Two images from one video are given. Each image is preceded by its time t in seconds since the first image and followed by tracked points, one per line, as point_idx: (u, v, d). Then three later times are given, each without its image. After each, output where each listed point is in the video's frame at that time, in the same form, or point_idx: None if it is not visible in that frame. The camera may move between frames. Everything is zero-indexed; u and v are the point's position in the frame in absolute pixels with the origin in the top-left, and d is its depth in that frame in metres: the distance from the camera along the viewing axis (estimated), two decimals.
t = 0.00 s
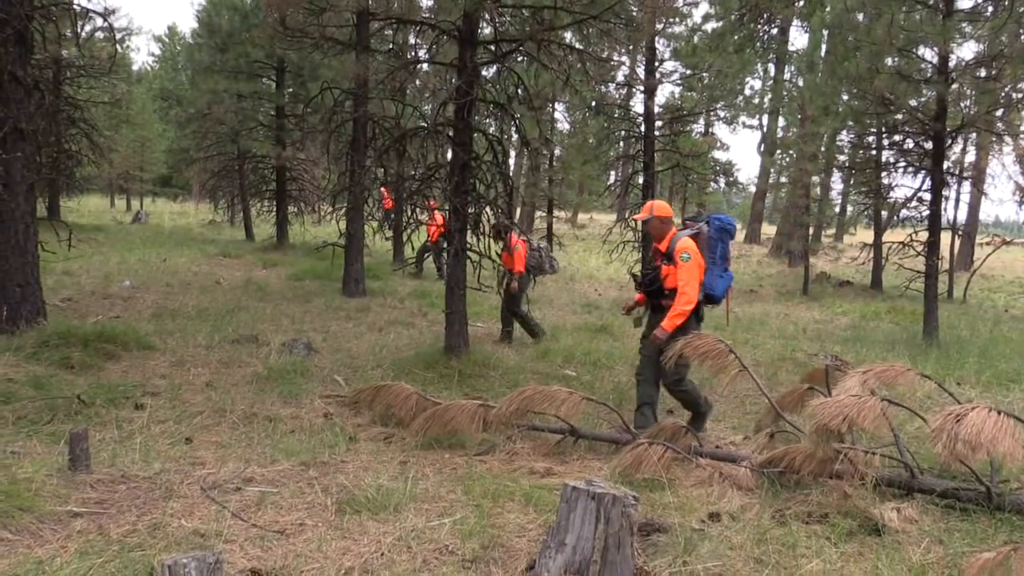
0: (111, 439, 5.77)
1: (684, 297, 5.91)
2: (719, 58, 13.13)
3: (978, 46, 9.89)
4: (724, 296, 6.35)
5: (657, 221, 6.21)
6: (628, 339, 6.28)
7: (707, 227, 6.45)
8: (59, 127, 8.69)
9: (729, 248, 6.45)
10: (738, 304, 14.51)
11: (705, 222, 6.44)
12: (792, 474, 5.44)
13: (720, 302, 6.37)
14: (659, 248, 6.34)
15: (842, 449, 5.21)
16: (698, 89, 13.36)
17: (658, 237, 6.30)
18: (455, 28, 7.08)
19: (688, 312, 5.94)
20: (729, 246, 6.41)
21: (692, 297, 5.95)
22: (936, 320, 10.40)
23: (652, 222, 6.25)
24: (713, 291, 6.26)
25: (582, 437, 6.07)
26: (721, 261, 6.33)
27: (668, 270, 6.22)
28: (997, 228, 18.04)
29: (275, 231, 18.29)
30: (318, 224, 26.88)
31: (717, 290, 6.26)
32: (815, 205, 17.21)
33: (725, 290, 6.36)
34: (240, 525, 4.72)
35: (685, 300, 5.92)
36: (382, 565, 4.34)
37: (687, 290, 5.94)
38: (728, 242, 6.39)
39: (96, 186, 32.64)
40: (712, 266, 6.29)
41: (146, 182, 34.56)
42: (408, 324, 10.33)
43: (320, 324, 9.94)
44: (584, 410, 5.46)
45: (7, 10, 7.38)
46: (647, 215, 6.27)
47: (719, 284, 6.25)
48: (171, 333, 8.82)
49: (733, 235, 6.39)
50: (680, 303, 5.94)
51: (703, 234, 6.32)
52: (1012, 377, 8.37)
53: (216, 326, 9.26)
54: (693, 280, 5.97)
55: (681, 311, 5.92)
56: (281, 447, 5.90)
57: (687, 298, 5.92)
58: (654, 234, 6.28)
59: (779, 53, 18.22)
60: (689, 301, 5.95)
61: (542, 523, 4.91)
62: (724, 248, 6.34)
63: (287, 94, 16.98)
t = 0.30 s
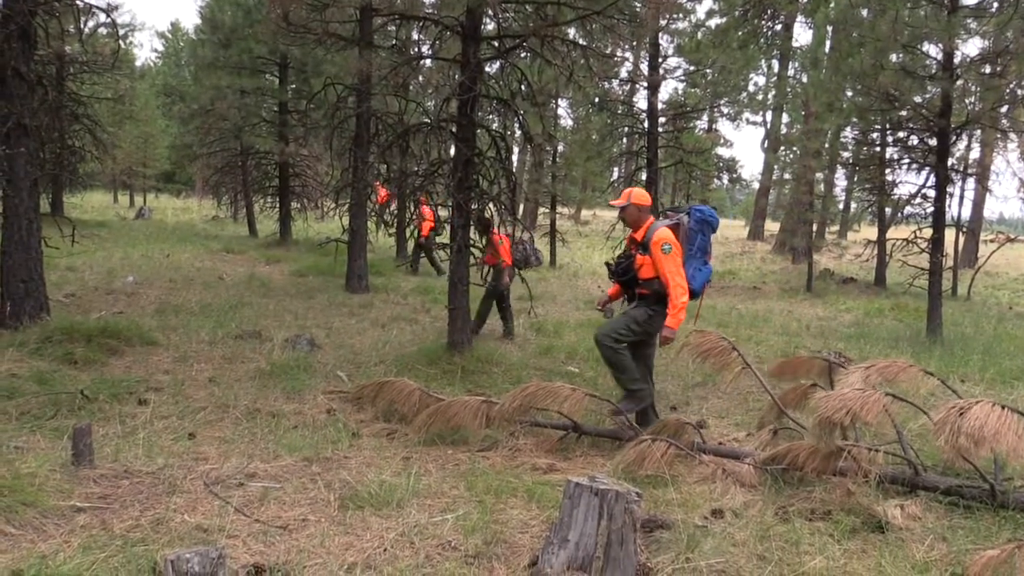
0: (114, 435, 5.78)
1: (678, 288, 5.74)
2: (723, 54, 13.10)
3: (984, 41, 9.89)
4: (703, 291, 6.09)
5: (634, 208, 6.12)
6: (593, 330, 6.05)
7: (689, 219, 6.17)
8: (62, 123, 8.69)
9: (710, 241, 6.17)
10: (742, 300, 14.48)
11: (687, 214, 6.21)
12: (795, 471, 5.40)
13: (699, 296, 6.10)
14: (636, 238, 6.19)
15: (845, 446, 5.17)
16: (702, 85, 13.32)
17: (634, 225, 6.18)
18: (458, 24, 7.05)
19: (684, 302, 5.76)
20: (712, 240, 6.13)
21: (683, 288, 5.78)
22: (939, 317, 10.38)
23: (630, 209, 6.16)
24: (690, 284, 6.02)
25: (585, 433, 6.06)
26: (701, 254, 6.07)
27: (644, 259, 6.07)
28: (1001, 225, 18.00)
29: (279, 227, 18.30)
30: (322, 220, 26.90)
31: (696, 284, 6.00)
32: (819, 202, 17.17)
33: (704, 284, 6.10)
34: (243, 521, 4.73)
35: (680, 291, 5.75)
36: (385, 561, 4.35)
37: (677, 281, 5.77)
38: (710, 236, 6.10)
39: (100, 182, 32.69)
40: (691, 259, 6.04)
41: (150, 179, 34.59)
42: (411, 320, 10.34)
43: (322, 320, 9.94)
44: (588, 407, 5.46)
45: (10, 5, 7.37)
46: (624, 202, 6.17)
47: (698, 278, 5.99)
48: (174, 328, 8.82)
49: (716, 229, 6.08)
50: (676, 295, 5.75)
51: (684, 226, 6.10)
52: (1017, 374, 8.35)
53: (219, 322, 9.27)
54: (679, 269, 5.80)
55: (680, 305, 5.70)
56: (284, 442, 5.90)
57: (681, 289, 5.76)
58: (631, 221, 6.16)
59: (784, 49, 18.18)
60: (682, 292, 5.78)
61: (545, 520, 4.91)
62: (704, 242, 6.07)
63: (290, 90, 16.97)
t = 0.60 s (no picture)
0: (119, 428, 5.79)
1: (652, 293, 5.50)
2: (729, 51, 13.08)
3: (991, 39, 9.87)
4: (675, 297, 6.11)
5: (607, 209, 5.78)
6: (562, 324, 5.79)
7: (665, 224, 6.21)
8: (67, 117, 8.69)
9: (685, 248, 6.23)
10: (747, 298, 14.46)
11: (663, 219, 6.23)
12: (799, 469, 5.40)
13: (671, 301, 6.11)
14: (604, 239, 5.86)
15: (850, 444, 5.17)
16: (708, 82, 13.28)
17: (604, 226, 5.85)
18: (464, 19, 7.04)
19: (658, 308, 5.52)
20: (686, 246, 6.20)
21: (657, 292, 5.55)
22: (945, 315, 10.35)
23: (602, 209, 5.82)
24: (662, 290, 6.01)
25: (589, 431, 6.04)
26: (674, 260, 6.13)
27: (611, 262, 5.74)
28: (1007, 224, 17.95)
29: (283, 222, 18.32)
30: (326, 215, 26.90)
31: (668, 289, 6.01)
32: (824, 200, 17.12)
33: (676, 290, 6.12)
34: (247, 515, 4.74)
35: (654, 296, 5.51)
36: (389, 556, 4.35)
37: (649, 285, 5.53)
38: (686, 242, 6.16)
39: (106, 176, 32.74)
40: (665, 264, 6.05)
41: (155, 173, 34.60)
42: (416, 315, 10.34)
43: (327, 315, 9.95)
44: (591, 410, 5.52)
45: None
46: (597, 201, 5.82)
47: (671, 283, 6.00)
48: (179, 323, 8.83)
49: (694, 235, 6.15)
50: (648, 300, 5.51)
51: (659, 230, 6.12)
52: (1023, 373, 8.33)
53: (224, 317, 9.29)
54: (651, 273, 5.56)
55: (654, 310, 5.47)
56: (288, 437, 5.90)
57: (655, 293, 5.51)
58: (602, 223, 5.84)
59: (790, 46, 18.14)
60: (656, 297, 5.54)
61: (549, 516, 4.91)
62: (679, 247, 6.13)
63: (295, 85, 16.97)
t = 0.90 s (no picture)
0: (125, 426, 5.81)
1: (591, 291, 5.37)
2: (733, 45, 13.05)
3: (996, 32, 9.81)
4: (639, 291, 5.55)
5: (569, 198, 5.68)
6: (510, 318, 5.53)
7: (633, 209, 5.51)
8: (71, 116, 8.71)
9: (657, 236, 5.47)
10: (752, 293, 14.43)
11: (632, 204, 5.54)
12: (804, 463, 5.44)
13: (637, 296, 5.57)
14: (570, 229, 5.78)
15: (855, 438, 5.22)
16: (712, 77, 13.24)
17: (570, 216, 5.75)
18: (467, 15, 7.03)
19: (596, 307, 5.39)
20: (655, 235, 5.46)
21: (598, 291, 5.39)
22: (950, 309, 10.32)
23: (565, 199, 5.71)
24: (621, 285, 5.52)
25: (594, 426, 6.02)
26: (640, 251, 5.46)
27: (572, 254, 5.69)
28: (1013, 217, 17.87)
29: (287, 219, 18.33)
30: (330, 212, 26.92)
31: (625, 284, 5.49)
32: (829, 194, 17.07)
33: (642, 284, 5.53)
34: (253, 511, 4.76)
35: (593, 294, 5.38)
36: (394, 552, 4.37)
37: (593, 283, 5.39)
38: (654, 231, 5.44)
39: (111, 174, 32.81)
40: (625, 257, 5.48)
41: (159, 172, 34.68)
42: (421, 312, 10.34)
43: (331, 312, 9.96)
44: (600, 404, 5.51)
45: None
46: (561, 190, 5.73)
47: (626, 277, 5.47)
48: (184, 321, 8.85)
49: (659, 224, 5.38)
50: (587, 298, 5.40)
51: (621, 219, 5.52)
52: None
53: (228, 314, 9.30)
54: (601, 270, 5.40)
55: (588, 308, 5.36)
56: (294, 434, 5.91)
57: (595, 292, 5.38)
58: (568, 212, 5.74)
59: (794, 40, 18.09)
60: (597, 296, 5.40)
61: (554, 511, 4.92)
62: (642, 237, 5.42)
63: (299, 82, 16.98)
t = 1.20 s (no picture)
0: (130, 424, 5.82)
1: (537, 284, 5.24)
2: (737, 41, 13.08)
3: (1001, 28, 9.77)
4: (613, 287, 5.44)
5: (536, 193, 5.57)
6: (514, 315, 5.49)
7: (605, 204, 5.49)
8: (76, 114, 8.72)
9: (628, 230, 5.45)
10: (756, 290, 14.41)
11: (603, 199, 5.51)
12: (808, 460, 5.42)
13: (611, 291, 5.47)
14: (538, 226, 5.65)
15: (860, 435, 5.19)
16: (716, 73, 13.22)
17: (538, 212, 5.63)
18: (470, 12, 7.00)
19: (540, 300, 5.25)
20: (629, 228, 5.42)
21: (547, 284, 5.25)
22: (955, 306, 10.30)
23: (531, 195, 5.61)
24: (594, 279, 5.43)
25: (599, 422, 6.00)
26: (614, 244, 5.43)
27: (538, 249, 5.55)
28: (1018, 213, 17.81)
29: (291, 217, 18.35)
30: (334, 209, 26.93)
31: (598, 278, 5.40)
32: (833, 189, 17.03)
33: (616, 279, 5.45)
34: (258, 509, 4.78)
35: (539, 287, 5.24)
36: (399, 549, 4.38)
37: (546, 276, 5.26)
38: (627, 223, 5.40)
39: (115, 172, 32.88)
40: (598, 251, 5.43)
41: (163, 169, 34.75)
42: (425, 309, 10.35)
43: (335, 310, 9.96)
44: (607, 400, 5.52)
45: None
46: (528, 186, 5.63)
47: (599, 271, 5.39)
48: (188, 319, 8.85)
49: (631, 216, 5.35)
50: (533, 290, 5.26)
51: (592, 213, 5.46)
52: None
53: (233, 312, 9.31)
54: (561, 264, 5.28)
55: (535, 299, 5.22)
56: (298, 432, 5.92)
57: (542, 285, 5.24)
58: (535, 209, 5.63)
59: (798, 36, 18.05)
60: (543, 290, 5.25)
61: (558, 508, 4.92)
62: (615, 231, 5.40)
63: (302, 80, 16.99)
